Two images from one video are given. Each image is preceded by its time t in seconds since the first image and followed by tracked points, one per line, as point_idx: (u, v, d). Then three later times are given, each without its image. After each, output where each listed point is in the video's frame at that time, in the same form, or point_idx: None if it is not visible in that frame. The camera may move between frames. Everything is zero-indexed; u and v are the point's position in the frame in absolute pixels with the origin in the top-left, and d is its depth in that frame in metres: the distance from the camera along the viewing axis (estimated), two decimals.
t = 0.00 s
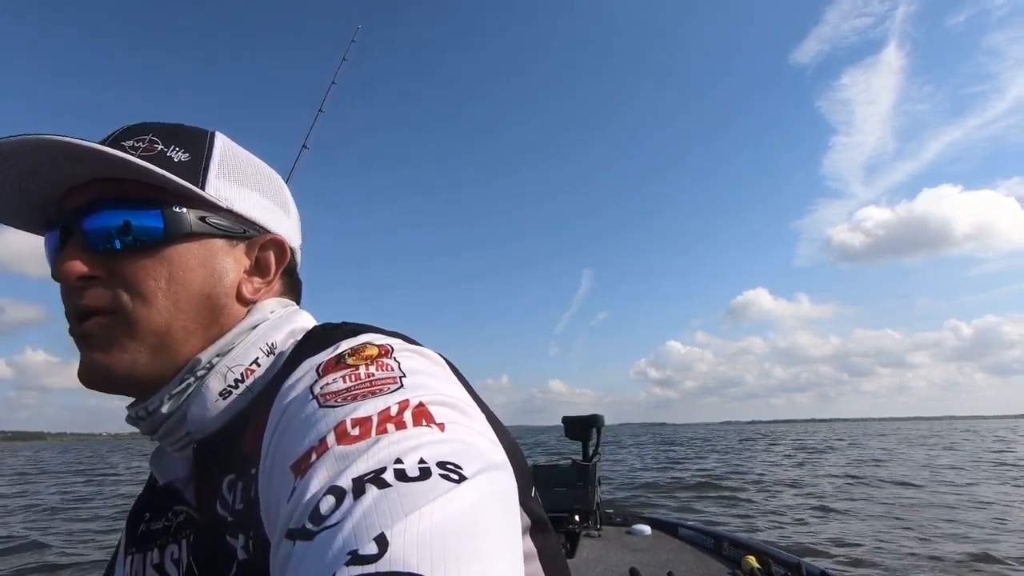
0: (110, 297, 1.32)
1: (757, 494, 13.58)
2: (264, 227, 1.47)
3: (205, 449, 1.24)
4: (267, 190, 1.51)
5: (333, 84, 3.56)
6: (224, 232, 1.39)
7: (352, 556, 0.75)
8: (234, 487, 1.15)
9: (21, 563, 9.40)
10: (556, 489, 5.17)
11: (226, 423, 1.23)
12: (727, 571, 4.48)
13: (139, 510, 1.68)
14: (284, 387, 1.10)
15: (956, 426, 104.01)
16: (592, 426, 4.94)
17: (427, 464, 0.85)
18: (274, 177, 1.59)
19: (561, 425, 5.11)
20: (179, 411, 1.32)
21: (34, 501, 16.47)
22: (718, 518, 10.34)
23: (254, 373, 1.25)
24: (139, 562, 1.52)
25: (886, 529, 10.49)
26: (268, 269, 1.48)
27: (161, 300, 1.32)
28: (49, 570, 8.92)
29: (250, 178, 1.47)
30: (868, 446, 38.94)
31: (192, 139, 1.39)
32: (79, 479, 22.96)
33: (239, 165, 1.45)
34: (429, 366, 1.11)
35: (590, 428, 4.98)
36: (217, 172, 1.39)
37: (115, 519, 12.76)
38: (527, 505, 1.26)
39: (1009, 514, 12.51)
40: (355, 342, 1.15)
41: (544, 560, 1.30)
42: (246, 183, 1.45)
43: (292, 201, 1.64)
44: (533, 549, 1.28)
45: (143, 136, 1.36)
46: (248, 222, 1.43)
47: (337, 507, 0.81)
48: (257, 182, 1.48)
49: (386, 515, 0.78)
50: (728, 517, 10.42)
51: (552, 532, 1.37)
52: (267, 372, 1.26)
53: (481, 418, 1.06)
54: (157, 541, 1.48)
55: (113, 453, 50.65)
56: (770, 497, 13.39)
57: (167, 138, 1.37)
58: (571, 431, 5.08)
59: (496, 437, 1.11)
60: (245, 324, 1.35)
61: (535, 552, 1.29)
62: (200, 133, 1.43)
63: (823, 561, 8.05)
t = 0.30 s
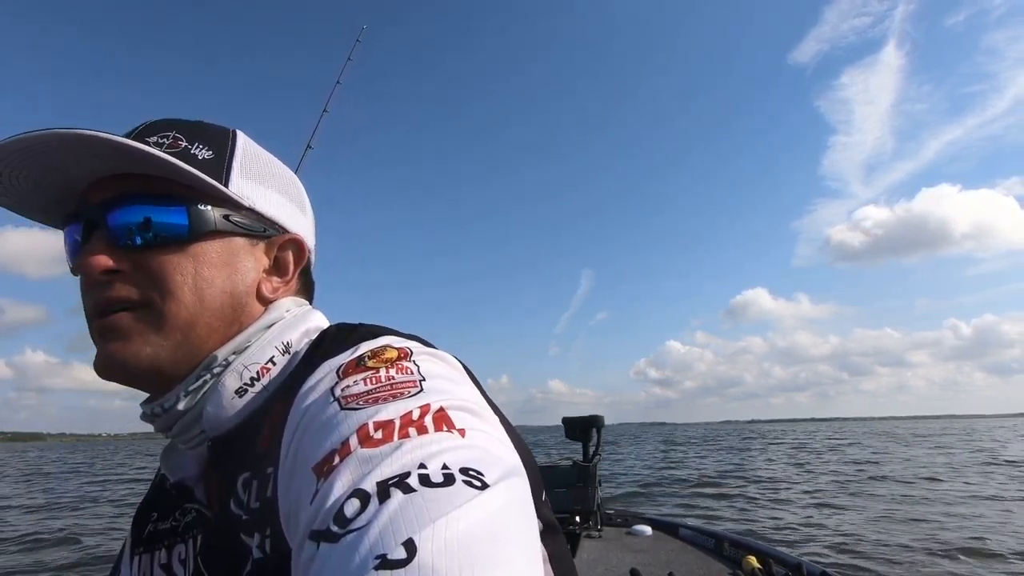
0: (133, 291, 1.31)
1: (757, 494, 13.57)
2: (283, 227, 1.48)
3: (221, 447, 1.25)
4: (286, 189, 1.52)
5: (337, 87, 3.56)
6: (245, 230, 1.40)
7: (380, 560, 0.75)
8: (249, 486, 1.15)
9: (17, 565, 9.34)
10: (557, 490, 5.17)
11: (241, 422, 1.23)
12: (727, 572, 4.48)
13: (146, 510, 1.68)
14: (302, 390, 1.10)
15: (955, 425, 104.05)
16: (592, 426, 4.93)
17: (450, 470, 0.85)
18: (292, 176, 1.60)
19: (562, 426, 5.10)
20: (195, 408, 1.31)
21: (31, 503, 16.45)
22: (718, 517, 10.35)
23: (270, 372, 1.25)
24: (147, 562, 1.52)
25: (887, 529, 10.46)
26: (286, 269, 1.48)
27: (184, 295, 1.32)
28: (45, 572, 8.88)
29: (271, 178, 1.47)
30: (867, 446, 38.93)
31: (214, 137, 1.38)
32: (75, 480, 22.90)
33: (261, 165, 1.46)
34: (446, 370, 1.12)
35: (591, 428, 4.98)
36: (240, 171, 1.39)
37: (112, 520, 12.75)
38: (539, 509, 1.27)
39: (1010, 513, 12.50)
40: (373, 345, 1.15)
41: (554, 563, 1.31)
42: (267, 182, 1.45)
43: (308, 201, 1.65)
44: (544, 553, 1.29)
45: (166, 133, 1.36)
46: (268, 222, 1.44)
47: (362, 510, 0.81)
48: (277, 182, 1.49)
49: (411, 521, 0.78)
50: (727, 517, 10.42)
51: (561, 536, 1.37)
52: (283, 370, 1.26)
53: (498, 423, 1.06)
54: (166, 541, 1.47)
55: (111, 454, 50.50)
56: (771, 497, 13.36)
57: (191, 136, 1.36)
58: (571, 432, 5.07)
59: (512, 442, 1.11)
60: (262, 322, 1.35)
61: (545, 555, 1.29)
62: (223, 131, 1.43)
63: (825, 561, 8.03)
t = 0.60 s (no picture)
0: (136, 288, 1.32)
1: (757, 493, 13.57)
2: (286, 227, 1.47)
3: (224, 445, 1.25)
4: (288, 189, 1.51)
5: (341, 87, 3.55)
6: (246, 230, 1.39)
7: (379, 558, 0.75)
8: (252, 484, 1.15)
9: (17, 564, 9.35)
10: (557, 489, 5.17)
11: (243, 420, 1.23)
12: (727, 571, 4.47)
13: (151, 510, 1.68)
14: (303, 388, 1.10)
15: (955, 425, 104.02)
16: (592, 425, 4.92)
17: (449, 469, 0.85)
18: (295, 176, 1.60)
19: (562, 425, 5.10)
20: (198, 406, 1.31)
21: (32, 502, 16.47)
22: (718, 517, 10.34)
23: (272, 370, 1.25)
24: (152, 561, 1.52)
25: (887, 529, 10.45)
26: (287, 268, 1.48)
27: (186, 293, 1.32)
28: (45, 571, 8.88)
29: (274, 178, 1.47)
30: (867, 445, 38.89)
31: (216, 136, 1.38)
32: (77, 480, 22.93)
33: (263, 165, 1.45)
34: (447, 368, 1.12)
35: (591, 427, 4.97)
36: (241, 171, 1.38)
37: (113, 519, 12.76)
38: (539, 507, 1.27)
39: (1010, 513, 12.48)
40: (373, 344, 1.15)
41: (555, 562, 1.31)
42: (269, 182, 1.45)
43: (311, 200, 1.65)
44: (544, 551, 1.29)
45: (169, 132, 1.36)
46: (269, 221, 1.43)
47: (362, 507, 0.81)
48: (280, 182, 1.49)
49: (410, 519, 0.78)
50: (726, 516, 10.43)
51: (561, 535, 1.37)
52: (284, 369, 1.26)
53: (497, 422, 1.06)
54: (171, 540, 1.47)
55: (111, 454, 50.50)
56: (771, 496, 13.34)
57: (192, 135, 1.36)
58: (571, 431, 5.07)
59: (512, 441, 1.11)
60: (264, 322, 1.35)
61: (546, 553, 1.29)
62: (225, 130, 1.43)
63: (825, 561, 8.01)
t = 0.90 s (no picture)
0: (104, 298, 1.34)
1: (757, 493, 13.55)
2: (265, 224, 1.42)
3: (213, 448, 1.25)
4: (271, 184, 1.47)
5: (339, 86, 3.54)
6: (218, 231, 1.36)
7: (365, 557, 0.75)
8: (244, 486, 1.15)
9: (18, 565, 9.35)
10: (556, 489, 5.16)
11: (232, 422, 1.23)
12: (727, 570, 4.46)
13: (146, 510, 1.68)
14: (292, 389, 1.10)
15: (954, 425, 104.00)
16: (592, 425, 4.92)
17: (437, 466, 0.85)
18: (282, 168, 1.55)
19: (561, 425, 5.09)
20: (185, 409, 1.31)
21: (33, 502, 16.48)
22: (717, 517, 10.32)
23: (260, 372, 1.25)
24: (147, 562, 1.52)
25: (887, 529, 10.43)
26: (266, 267, 1.43)
27: (151, 300, 1.32)
28: (46, 571, 8.88)
29: (253, 174, 1.43)
30: (867, 445, 38.86)
31: (187, 138, 1.37)
32: (77, 480, 22.89)
33: (241, 162, 1.42)
34: (438, 367, 1.12)
35: (590, 427, 4.97)
36: (212, 171, 1.35)
37: (113, 519, 12.75)
38: (534, 505, 1.27)
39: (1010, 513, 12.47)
40: (364, 343, 1.15)
41: (549, 561, 1.30)
42: (245, 180, 1.41)
43: (304, 192, 1.60)
44: (539, 550, 1.28)
45: (140, 138, 1.36)
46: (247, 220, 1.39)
47: (349, 506, 0.81)
48: (260, 178, 1.44)
49: (396, 518, 0.78)
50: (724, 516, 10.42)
51: (557, 533, 1.37)
52: (273, 370, 1.26)
53: (489, 420, 1.06)
54: (166, 541, 1.47)
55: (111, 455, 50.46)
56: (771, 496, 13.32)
57: (163, 139, 1.36)
58: (571, 430, 5.06)
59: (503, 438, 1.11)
60: (250, 323, 1.34)
61: (540, 552, 1.29)
62: (200, 129, 1.40)
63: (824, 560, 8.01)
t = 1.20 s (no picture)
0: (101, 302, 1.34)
1: (757, 494, 13.54)
2: (261, 224, 1.42)
3: (216, 450, 1.25)
4: (268, 183, 1.47)
5: (340, 86, 3.54)
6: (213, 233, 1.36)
7: (370, 560, 0.75)
8: (246, 488, 1.15)
9: (19, 565, 9.36)
10: (556, 489, 5.16)
11: (234, 425, 1.24)
12: (727, 571, 4.47)
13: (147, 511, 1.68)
14: (295, 391, 1.10)
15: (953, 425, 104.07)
16: (592, 425, 4.92)
17: (441, 469, 0.85)
18: (279, 166, 1.55)
19: (562, 426, 5.10)
20: (185, 412, 1.31)
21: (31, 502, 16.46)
22: (717, 517, 10.32)
23: (262, 374, 1.25)
24: (148, 562, 1.51)
25: (887, 530, 10.42)
26: (263, 268, 1.43)
27: (148, 304, 1.32)
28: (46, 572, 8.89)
29: (249, 174, 1.43)
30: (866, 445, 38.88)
31: (181, 138, 1.37)
32: (76, 480, 22.90)
33: (236, 161, 1.41)
34: (440, 370, 1.12)
35: (591, 428, 4.97)
36: (207, 171, 1.35)
37: (113, 520, 12.76)
38: (535, 508, 1.27)
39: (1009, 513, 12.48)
40: (366, 346, 1.15)
41: (550, 563, 1.31)
42: (240, 179, 1.40)
43: (302, 191, 1.60)
44: (541, 552, 1.28)
45: (136, 139, 1.37)
46: (242, 220, 1.39)
47: (353, 510, 0.81)
48: (257, 177, 1.44)
49: (400, 520, 0.78)
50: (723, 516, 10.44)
51: (558, 536, 1.37)
52: (274, 373, 1.26)
53: (492, 422, 1.06)
54: (167, 542, 1.47)
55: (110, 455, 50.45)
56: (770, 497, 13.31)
57: (159, 140, 1.36)
58: (571, 431, 5.06)
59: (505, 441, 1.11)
60: (252, 325, 1.34)
61: (542, 555, 1.29)
62: (195, 130, 1.40)
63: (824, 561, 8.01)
